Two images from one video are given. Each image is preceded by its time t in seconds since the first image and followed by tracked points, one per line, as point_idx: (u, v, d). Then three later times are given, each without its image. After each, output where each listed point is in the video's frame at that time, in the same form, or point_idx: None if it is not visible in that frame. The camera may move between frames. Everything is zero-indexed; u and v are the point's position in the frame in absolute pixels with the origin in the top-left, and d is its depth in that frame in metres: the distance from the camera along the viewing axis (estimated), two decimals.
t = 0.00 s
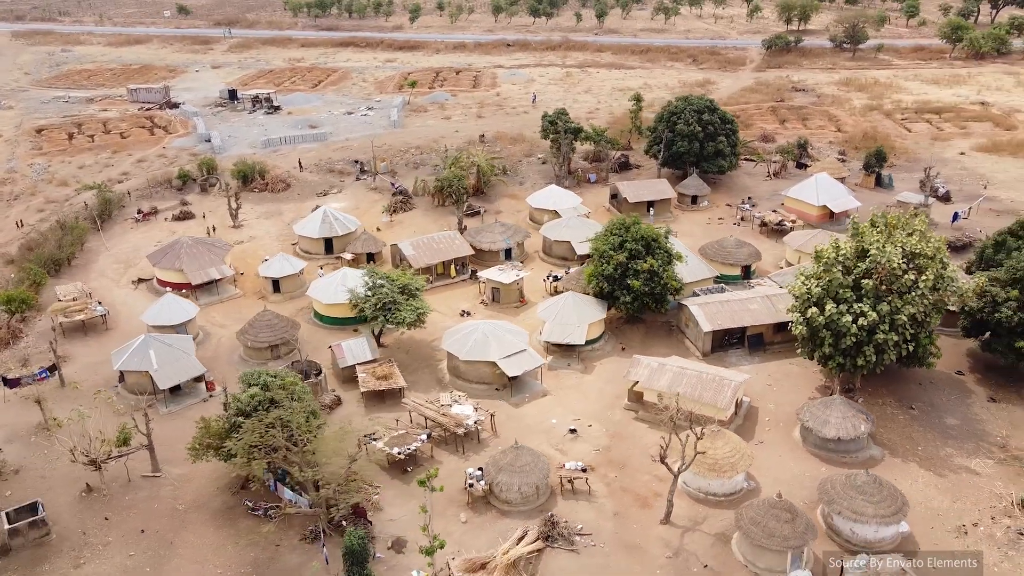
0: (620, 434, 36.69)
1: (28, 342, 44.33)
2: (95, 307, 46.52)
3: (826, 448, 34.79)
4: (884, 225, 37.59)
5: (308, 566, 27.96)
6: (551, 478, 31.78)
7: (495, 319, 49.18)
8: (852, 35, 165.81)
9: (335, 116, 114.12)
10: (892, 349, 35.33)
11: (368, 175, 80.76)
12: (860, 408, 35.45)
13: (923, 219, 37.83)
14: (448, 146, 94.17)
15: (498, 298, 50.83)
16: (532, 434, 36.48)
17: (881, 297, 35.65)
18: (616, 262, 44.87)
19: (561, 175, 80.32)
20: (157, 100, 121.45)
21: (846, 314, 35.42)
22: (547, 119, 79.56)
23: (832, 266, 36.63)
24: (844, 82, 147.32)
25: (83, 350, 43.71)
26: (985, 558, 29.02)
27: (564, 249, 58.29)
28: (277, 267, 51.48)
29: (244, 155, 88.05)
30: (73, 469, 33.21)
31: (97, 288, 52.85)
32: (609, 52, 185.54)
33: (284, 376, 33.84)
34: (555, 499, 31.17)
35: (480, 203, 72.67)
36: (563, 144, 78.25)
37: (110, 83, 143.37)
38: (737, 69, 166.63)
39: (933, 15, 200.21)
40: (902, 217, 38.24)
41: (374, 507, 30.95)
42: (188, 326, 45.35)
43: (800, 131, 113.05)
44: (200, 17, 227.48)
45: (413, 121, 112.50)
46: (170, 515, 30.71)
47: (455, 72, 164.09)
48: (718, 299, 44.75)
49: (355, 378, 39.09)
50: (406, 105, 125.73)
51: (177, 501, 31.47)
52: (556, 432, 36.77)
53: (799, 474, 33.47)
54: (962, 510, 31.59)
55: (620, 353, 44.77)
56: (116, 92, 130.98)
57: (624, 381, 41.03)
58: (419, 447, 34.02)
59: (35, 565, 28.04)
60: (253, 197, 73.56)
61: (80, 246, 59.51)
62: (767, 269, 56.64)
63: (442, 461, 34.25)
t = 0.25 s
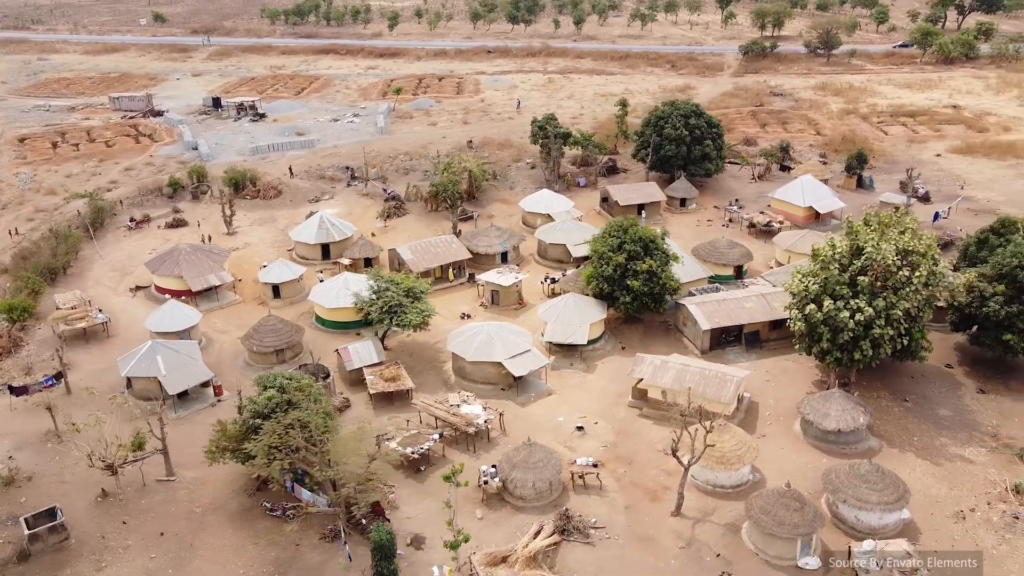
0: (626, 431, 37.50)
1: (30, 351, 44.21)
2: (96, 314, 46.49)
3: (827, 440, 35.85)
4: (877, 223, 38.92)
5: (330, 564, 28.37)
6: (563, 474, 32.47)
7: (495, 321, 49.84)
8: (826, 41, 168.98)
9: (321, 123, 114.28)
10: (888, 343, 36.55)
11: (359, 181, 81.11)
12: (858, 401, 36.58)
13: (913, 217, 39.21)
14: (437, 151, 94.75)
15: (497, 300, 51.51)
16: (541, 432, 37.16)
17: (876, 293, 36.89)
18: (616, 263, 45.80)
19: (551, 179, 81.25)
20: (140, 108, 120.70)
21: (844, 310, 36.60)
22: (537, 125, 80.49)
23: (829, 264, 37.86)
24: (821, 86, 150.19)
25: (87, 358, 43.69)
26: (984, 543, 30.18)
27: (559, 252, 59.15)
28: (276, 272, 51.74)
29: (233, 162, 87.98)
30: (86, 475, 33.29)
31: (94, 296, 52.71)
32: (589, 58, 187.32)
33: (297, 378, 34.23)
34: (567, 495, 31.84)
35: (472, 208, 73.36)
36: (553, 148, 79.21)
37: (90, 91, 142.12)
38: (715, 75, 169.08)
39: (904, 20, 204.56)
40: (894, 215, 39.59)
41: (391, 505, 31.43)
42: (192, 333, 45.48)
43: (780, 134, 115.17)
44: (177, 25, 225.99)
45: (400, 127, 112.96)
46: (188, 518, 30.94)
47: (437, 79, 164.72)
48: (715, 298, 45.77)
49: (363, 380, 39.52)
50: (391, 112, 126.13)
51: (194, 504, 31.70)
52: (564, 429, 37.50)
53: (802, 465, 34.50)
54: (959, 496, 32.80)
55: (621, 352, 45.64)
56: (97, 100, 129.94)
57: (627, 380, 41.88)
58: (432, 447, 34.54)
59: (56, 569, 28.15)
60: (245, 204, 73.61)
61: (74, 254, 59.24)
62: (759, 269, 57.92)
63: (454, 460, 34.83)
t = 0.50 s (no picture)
0: (632, 428, 38.32)
1: (32, 359, 44.11)
2: (98, 322, 46.50)
3: (827, 433, 36.92)
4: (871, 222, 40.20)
5: (351, 562, 28.83)
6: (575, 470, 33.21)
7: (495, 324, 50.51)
8: (802, 47, 172.08)
9: (307, 131, 114.39)
10: (883, 338, 37.83)
11: (350, 187, 81.45)
12: (855, 394, 37.73)
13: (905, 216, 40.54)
14: (426, 157, 95.37)
15: (497, 303, 52.19)
16: (549, 430, 37.88)
17: (871, 290, 38.15)
18: (615, 265, 46.71)
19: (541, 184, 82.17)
20: (123, 116, 119.86)
21: (841, 307, 37.82)
22: (527, 130, 81.40)
23: (826, 262, 39.09)
24: (798, 91, 152.94)
25: (90, 366, 43.70)
26: (982, 527, 31.37)
27: (555, 255, 60.01)
28: (276, 278, 52.01)
29: (222, 170, 87.89)
30: (100, 480, 33.44)
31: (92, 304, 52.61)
32: (570, 64, 189.00)
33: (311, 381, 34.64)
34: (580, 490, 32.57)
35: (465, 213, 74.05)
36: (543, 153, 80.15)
37: (70, 100, 140.73)
38: (695, 80, 171.40)
39: (876, 26, 208.77)
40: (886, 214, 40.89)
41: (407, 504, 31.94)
42: (195, 339, 45.64)
43: (762, 138, 117.20)
44: (154, 33, 224.25)
45: (386, 134, 113.35)
46: (206, 520, 31.23)
47: (420, 86, 165.23)
48: (712, 298, 46.78)
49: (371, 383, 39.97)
50: (377, 119, 126.47)
51: (211, 507, 31.99)
52: (571, 427, 38.24)
53: (804, 458, 35.55)
54: (956, 484, 34.01)
55: (621, 352, 46.50)
56: (79, 109, 128.79)
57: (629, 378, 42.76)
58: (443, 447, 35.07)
59: (78, 573, 28.33)
60: (238, 212, 73.66)
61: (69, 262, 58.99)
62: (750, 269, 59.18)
63: (466, 459, 35.43)
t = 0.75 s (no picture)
0: (637, 425, 39.16)
1: (35, 367, 44.02)
2: (100, 329, 46.49)
3: (827, 426, 38.02)
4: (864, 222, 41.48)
5: (372, 560, 29.31)
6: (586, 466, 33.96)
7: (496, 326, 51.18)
8: (779, 53, 174.98)
9: (294, 138, 114.35)
10: (879, 334, 39.03)
11: (342, 194, 81.73)
12: (853, 389, 38.89)
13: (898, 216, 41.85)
14: (415, 163, 95.86)
15: (496, 306, 52.85)
16: (556, 429, 38.60)
17: (867, 288, 39.38)
18: (615, 267, 47.60)
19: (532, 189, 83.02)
20: (107, 124, 119.02)
21: (838, 304, 38.99)
22: (517, 136, 82.23)
23: (822, 261, 40.27)
24: (777, 96, 155.51)
25: (95, 373, 43.70)
26: (979, 513, 32.57)
27: (551, 258, 60.84)
28: (277, 284, 52.28)
29: (211, 177, 87.71)
30: (115, 486, 33.59)
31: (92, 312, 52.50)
32: (551, 70, 190.43)
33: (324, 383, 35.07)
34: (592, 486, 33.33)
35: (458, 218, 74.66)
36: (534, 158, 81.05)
37: (51, 109, 139.32)
38: (676, 86, 173.51)
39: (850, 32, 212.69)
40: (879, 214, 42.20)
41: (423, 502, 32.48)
42: (199, 345, 45.80)
43: (744, 142, 119.13)
44: (131, 41, 222.37)
45: (374, 140, 113.63)
46: (225, 522, 31.54)
47: (404, 92, 165.55)
48: (709, 298, 47.81)
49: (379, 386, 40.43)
50: (363, 125, 126.71)
51: (228, 509, 32.30)
52: (578, 426, 39.00)
53: (806, 451, 36.61)
54: (952, 473, 35.22)
55: (621, 352, 47.38)
56: (60, 117, 127.56)
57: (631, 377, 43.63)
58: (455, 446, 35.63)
59: None
60: (231, 219, 73.68)
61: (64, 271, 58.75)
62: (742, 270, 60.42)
63: (478, 458, 36.05)
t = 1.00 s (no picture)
0: (642, 423, 40.01)
1: (39, 376, 43.95)
2: (103, 337, 46.50)
3: (825, 420, 39.15)
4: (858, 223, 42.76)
5: (392, 559, 29.81)
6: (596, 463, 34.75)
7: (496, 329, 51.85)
8: (757, 59, 177.74)
9: (281, 145, 114.33)
10: (873, 331, 40.19)
11: (334, 200, 82.01)
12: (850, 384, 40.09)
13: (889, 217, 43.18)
14: (405, 170, 96.35)
15: (496, 309, 53.52)
16: (563, 428, 39.33)
17: (862, 286, 40.57)
18: (614, 268, 48.46)
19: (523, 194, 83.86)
20: (90, 133, 118.18)
21: (834, 302, 40.12)
22: (508, 142, 83.10)
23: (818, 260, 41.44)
24: (757, 101, 158.01)
25: (99, 381, 43.71)
26: (975, 501, 33.82)
27: (546, 262, 61.67)
28: (278, 290, 52.54)
29: (201, 185, 87.54)
30: (130, 492, 33.76)
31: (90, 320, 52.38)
32: (534, 77, 191.76)
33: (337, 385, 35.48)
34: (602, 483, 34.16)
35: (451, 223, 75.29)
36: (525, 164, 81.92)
37: (30, 117, 137.86)
38: (657, 91, 175.57)
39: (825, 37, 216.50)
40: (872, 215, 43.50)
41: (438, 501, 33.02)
42: (203, 351, 45.95)
43: (727, 147, 120.99)
44: (109, 49, 220.43)
45: (361, 147, 113.86)
46: (242, 525, 31.86)
47: (387, 99, 165.91)
48: (706, 298, 48.85)
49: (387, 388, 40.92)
50: (349, 132, 126.91)
51: (245, 512, 32.62)
52: (584, 424, 39.76)
53: (807, 445, 37.67)
54: (947, 463, 36.47)
55: (621, 352, 48.28)
56: (41, 126, 126.27)
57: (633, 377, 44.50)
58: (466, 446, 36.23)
59: None
60: (224, 226, 73.70)
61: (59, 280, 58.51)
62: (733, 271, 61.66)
63: (488, 457, 36.67)
